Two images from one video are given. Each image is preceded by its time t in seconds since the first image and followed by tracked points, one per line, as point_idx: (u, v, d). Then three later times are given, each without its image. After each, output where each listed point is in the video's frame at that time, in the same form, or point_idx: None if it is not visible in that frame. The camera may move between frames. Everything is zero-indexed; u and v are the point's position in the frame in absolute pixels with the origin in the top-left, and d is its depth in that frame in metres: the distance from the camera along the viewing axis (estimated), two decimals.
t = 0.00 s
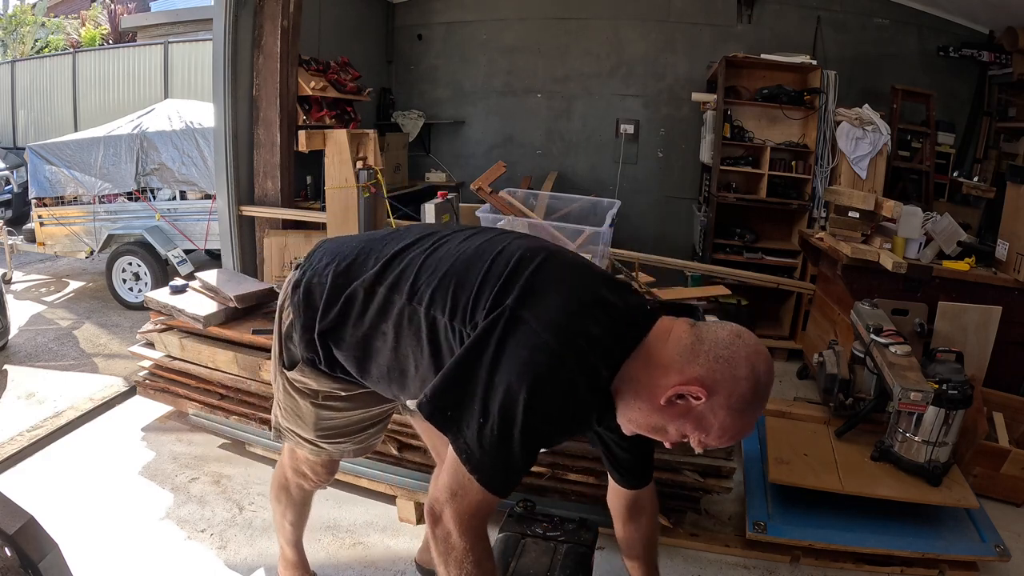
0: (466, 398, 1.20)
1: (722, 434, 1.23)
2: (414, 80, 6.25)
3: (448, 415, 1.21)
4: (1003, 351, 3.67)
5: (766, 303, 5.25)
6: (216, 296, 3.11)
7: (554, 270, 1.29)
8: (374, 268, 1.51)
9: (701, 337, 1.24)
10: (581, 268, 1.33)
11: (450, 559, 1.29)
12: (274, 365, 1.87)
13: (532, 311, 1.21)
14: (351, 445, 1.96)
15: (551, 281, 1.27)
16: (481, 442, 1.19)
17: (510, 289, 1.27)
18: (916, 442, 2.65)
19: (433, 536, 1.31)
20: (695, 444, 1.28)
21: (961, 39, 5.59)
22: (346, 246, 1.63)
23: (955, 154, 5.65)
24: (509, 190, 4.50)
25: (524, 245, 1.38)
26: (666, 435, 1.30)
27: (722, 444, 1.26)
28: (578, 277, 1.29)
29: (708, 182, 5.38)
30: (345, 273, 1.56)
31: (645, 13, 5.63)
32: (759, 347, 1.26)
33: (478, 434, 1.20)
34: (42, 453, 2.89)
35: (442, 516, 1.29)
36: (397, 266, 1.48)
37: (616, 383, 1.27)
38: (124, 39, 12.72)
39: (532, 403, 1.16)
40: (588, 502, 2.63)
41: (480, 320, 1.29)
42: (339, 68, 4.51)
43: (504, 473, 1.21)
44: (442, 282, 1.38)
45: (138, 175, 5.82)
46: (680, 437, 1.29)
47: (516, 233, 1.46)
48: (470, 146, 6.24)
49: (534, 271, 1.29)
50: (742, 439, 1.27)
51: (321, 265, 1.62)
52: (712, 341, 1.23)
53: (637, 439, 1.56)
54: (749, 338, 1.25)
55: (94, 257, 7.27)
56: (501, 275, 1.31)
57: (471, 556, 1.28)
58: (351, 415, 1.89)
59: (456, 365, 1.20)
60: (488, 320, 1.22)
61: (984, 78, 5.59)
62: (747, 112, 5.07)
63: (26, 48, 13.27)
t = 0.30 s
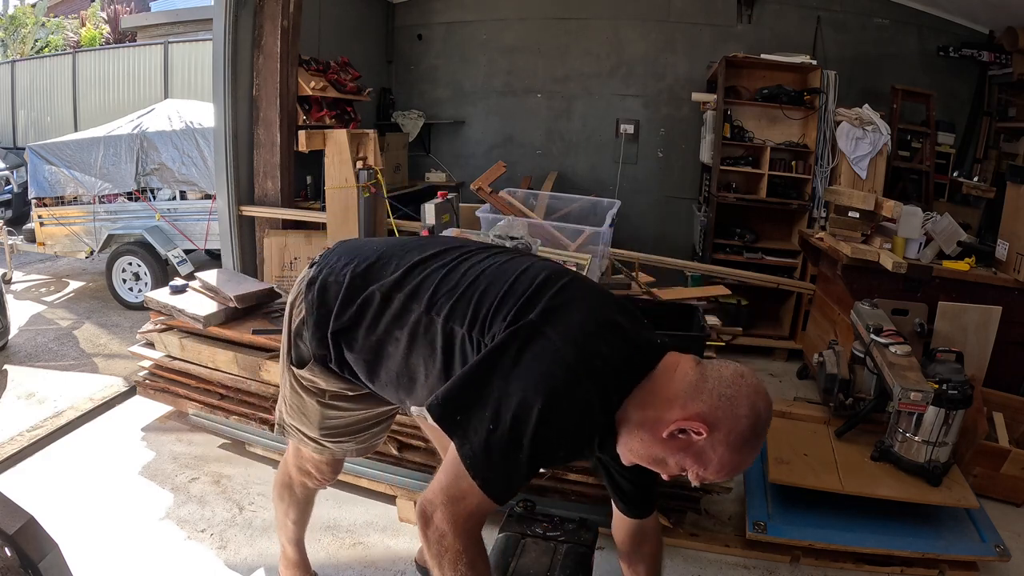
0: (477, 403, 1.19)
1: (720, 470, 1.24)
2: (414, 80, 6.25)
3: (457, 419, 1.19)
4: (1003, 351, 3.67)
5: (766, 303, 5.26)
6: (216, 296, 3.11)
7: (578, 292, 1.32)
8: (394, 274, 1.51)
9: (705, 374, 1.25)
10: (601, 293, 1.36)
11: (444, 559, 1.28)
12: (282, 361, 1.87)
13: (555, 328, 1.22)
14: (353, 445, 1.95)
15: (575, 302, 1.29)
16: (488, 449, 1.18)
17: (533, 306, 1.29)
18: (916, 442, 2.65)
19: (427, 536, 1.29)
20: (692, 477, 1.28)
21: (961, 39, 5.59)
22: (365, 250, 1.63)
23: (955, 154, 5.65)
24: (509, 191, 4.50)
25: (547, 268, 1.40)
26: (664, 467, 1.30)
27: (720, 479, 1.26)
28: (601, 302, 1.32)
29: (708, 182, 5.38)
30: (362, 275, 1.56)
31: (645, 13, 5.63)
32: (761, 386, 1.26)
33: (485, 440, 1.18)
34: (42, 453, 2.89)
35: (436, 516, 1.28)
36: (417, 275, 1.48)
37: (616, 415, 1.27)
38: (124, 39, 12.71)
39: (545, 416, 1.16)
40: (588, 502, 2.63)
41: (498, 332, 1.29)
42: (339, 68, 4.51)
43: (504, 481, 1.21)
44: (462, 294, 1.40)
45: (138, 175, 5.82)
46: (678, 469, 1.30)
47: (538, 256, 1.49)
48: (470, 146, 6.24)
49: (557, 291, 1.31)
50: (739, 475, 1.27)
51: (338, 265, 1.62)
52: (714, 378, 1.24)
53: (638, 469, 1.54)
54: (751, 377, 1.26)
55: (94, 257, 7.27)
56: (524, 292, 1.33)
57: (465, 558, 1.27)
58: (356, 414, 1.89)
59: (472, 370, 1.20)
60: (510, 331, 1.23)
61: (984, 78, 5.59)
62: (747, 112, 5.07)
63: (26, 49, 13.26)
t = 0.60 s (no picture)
0: (483, 402, 1.19)
1: (721, 465, 1.24)
2: (414, 80, 6.25)
3: (464, 418, 1.19)
4: (1003, 351, 3.67)
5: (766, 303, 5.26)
6: (216, 296, 3.11)
7: (585, 293, 1.32)
8: (396, 273, 1.51)
9: (708, 369, 1.25)
10: (606, 294, 1.35)
11: (448, 557, 1.28)
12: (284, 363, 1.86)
13: (561, 328, 1.22)
14: (355, 445, 1.96)
15: (582, 302, 1.29)
16: (493, 448, 1.18)
17: (540, 306, 1.29)
18: (916, 442, 2.65)
19: (431, 533, 1.29)
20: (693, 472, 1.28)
21: (961, 39, 5.59)
22: (367, 248, 1.63)
23: (955, 154, 5.65)
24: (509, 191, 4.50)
25: (553, 269, 1.40)
26: (665, 462, 1.30)
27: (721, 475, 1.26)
28: (605, 302, 1.31)
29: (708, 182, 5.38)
30: (365, 274, 1.55)
31: (645, 13, 5.63)
32: (762, 384, 1.27)
33: (490, 438, 1.18)
34: (42, 453, 2.89)
35: (440, 513, 1.28)
36: (419, 274, 1.48)
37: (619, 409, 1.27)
38: (124, 39, 12.72)
39: (551, 415, 1.15)
40: (588, 502, 2.63)
41: (503, 332, 1.29)
42: (339, 68, 4.51)
43: (509, 479, 1.20)
44: (466, 295, 1.40)
45: (138, 175, 5.82)
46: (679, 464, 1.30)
47: (542, 257, 1.49)
48: (470, 146, 6.24)
49: (562, 293, 1.31)
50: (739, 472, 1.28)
51: (340, 263, 1.62)
52: (717, 373, 1.24)
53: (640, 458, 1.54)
54: (752, 374, 1.27)
55: (94, 257, 7.27)
56: (530, 293, 1.33)
57: (469, 555, 1.27)
58: (359, 415, 1.89)
59: (478, 370, 1.20)
60: (516, 331, 1.23)
61: (984, 78, 5.59)
62: (747, 112, 5.07)
63: (26, 49, 13.25)
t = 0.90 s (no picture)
0: (475, 402, 1.20)
1: (733, 414, 1.30)
2: (414, 80, 6.25)
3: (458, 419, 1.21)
4: (1003, 351, 3.67)
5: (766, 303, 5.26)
6: (217, 296, 3.11)
7: (556, 264, 1.28)
8: (371, 273, 1.51)
9: (711, 320, 1.28)
10: (580, 259, 1.31)
11: (462, 560, 1.29)
12: (279, 377, 1.87)
13: (535, 311, 1.19)
14: (359, 453, 1.95)
15: (553, 275, 1.25)
16: (491, 446, 1.18)
17: (512, 290, 1.26)
18: (916, 442, 2.65)
19: (446, 536, 1.31)
20: (706, 422, 1.34)
21: (961, 39, 5.59)
22: (338, 250, 1.62)
23: (955, 154, 5.65)
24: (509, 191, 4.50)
25: (522, 242, 1.36)
26: (678, 414, 1.36)
27: (733, 422, 1.32)
28: (580, 270, 1.27)
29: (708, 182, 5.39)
30: (340, 277, 1.55)
31: (645, 13, 5.63)
32: (767, 327, 1.31)
33: (486, 436, 1.19)
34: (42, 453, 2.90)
35: (457, 516, 1.29)
36: (393, 271, 1.47)
37: (627, 369, 1.31)
38: (124, 39, 12.74)
39: (541, 404, 1.14)
40: (588, 502, 2.64)
41: (482, 322, 1.28)
42: (339, 68, 4.51)
43: (517, 473, 1.20)
44: (440, 286, 1.38)
45: (138, 175, 5.82)
46: (691, 415, 1.36)
47: (513, 229, 1.44)
48: (470, 146, 6.24)
49: (533, 268, 1.28)
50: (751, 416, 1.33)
51: (314, 270, 1.62)
52: (722, 324, 1.27)
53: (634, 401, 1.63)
54: (758, 320, 1.30)
55: (94, 257, 7.27)
56: (500, 275, 1.30)
57: (484, 557, 1.29)
58: (358, 421, 1.88)
59: (461, 368, 1.20)
60: (490, 322, 1.21)
61: (984, 78, 5.59)
62: (747, 112, 5.07)
63: (25, 49, 13.21)
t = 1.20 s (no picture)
0: (460, 408, 1.20)
1: (727, 376, 1.28)
2: (414, 80, 6.25)
3: (446, 427, 1.22)
4: (1003, 351, 3.67)
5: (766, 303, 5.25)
6: (217, 296, 3.10)
7: (518, 250, 1.23)
8: (341, 278, 1.49)
9: (698, 282, 1.26)
10: (543, 239, 1.25)
11: (468, 561, 1.31)
12: (271, 390, 1.87)
13: (502, 308, 1.17)
14: (356, 459, 1.96)
15: (519, 263, 1.21)
16: (482, 451, 1.19)
17: (477, 287, 1.23)
18: (916, 442, 2.65)
19: (453, 538, 1.33)
20: (699, 384, 1.33)
21: (961, 39, 5.60)
22: (304, 256, 1.59)
23: (955, 154, 5.65)
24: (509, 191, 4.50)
25: (483, 230, 1.31)
26: (671, 378, 1.36)
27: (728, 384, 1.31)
28: (543, 253, 1.22)
29: (708, 182, 5.39)
30: (311, 286, 1.54)
31: (645, 13, 5.63)
32: (758, 284, 1.28)
33: (477, 441, 1.19)
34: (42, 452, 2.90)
35: (462, 518, 1.30)
36: (360, 276, 1.45)
37: (615, 336, 1.30)
38: (124, 39, 12.75)
39: (522, 403, 1.15)
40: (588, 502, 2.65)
41: (454, 323, 1.26)
42: (339, 68, 4.51)
43: (513, 472, 1.20)
44: (408, 285, 1.36)
45: (138, 175, 5.82)
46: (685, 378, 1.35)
47: (474, 213, 1.39)
48: (470, 146, 6.24)
49: (495, 259, 1.23)
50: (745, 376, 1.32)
51: (285, 281, 1.61)
52: (710, 285, 1.25)
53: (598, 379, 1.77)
54: (748, 278, 1.27)
55: (94, 257, 7.27)
56: (464, 270, 1.26)
57: (489, 557, 1.30)
58: (351, 427, 1.89)
59: (441, 375, 1.19)
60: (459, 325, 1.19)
61: (984, 78, 5.59)
62: (747, 112, 5.07)
63: (25, 49, 13.19)
